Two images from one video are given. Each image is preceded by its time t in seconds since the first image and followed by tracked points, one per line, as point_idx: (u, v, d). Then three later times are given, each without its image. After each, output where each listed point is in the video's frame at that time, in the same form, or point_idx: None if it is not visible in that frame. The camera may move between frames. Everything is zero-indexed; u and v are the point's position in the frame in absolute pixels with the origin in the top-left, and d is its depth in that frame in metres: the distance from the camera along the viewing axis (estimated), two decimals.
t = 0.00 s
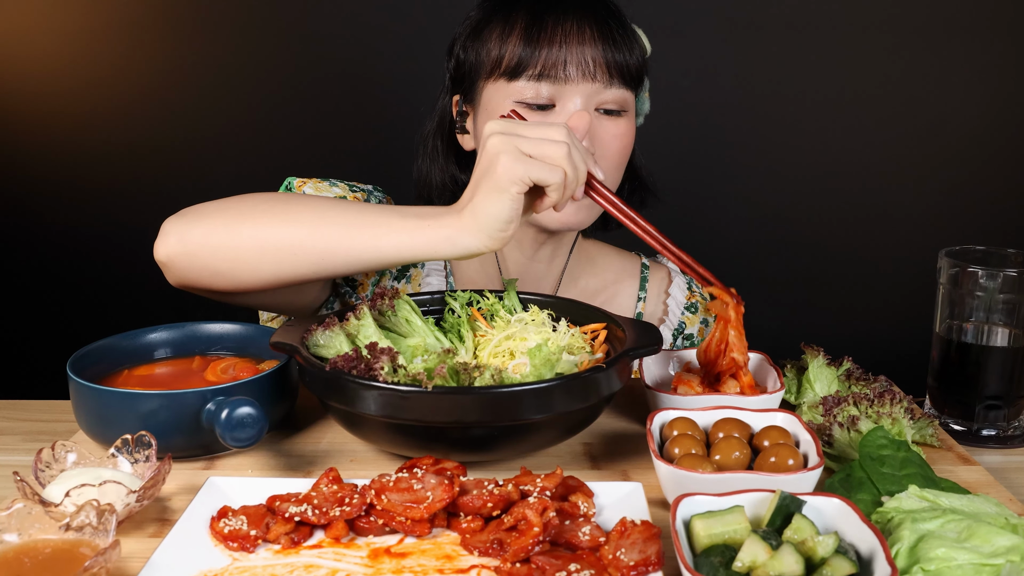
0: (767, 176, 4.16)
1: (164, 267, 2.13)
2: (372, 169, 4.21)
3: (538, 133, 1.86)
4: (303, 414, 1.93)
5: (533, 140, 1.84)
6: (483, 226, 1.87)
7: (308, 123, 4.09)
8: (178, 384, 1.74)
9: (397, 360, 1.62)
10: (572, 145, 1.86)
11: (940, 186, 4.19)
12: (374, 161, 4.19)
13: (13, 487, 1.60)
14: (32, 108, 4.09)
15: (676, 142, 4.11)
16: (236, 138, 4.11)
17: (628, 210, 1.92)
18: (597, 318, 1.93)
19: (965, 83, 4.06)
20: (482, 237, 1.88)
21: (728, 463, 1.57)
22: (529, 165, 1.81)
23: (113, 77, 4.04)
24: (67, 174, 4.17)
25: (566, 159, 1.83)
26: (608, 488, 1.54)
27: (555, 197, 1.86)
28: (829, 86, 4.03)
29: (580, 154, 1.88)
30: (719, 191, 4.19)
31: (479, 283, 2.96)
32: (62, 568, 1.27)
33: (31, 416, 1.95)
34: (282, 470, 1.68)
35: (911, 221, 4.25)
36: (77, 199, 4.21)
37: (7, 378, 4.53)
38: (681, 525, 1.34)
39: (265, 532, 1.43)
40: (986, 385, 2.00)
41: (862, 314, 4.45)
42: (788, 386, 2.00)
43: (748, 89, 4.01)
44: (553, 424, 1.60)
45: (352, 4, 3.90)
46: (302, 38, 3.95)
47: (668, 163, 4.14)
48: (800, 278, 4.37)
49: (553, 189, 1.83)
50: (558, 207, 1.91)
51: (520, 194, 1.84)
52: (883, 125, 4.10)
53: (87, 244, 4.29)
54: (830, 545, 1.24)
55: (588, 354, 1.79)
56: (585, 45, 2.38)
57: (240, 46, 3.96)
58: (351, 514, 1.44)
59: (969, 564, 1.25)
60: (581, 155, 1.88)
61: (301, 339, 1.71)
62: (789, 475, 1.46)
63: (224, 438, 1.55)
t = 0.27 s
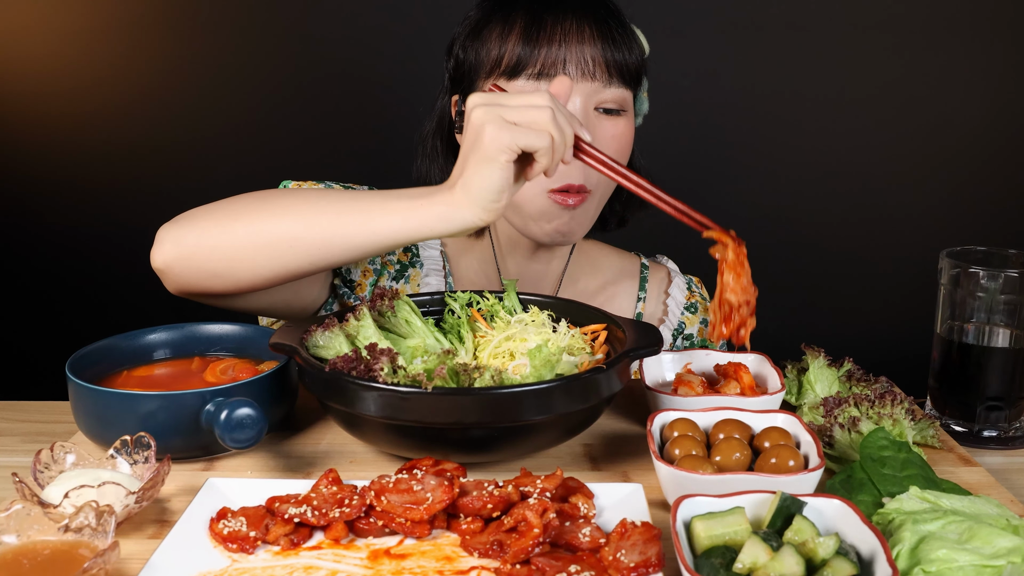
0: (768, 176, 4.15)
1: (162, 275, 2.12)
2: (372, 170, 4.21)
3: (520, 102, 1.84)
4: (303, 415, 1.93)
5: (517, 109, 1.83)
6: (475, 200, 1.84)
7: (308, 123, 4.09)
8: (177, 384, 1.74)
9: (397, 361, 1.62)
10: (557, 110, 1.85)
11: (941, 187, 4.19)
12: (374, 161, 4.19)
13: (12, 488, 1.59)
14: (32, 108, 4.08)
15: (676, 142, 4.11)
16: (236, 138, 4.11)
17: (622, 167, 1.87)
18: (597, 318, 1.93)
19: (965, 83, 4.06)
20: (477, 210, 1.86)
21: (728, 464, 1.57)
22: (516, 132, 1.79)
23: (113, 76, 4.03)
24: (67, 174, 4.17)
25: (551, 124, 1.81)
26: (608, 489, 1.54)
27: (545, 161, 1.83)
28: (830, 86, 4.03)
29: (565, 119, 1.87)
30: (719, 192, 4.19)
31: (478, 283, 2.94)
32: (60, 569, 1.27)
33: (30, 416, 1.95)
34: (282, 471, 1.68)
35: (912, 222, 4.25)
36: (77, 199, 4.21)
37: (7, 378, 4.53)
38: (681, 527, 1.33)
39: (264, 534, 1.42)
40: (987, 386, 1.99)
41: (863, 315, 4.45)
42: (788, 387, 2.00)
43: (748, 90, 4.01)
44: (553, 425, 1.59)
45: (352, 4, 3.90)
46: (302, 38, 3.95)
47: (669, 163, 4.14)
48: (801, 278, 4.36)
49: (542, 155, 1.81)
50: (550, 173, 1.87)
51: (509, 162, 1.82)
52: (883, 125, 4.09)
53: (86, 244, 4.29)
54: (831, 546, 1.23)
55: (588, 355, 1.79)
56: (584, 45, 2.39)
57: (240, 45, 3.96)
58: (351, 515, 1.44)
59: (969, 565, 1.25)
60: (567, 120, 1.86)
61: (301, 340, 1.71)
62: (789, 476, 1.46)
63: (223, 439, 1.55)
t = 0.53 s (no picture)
0: (768, 176, 4.15)
1: (157, 273, 2.12)
2: (372, 170, 4.21)
3: (529, 141, 1.84)
4: (302, 416, 1.92)
5: (524, 145, 1.83)
6: (474, 234, 1.85)
7: (308, 123, 4.09)
8: (177, 385, 1.74)
9: (396, 362, 1.62)
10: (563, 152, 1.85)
11: (941, 187, 4.18)
12: (374, 162, 4.19)
13: (11, 489, 1.59)
14: (32, 108, 4.08)
15: (676, 142, 4.11)
16: (236, 138, 4.10)
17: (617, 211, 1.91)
18: (597, 319, 1.92)
19: (967, 83, 4.05)
20: (474, 245, 1.87)
21: (729, 465, 1.56)
22: (520, 171, 1.80)
23: (113, 77, 4.03)
24: (67, 174, 4.17)
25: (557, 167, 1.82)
26: (608, 490, 1.54)
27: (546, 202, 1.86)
28: (830, 86, 4.03)
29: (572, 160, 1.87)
30: (719, 192, 4.18)
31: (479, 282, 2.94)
32: (59, 571, 1.27)
33: (29, 417, 1.94)
34: (281, 472, 1.67)
35: (913, 222, 4.24)
36: (77, 199, 4.20)
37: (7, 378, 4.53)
38: (681, 528, 1.33)
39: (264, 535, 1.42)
40: (989, 388, 1.99)
41: (863, 316, 4.44)
42: (789, 388, 1.99)
43: (749, 90, 4.01)
44: (553, 426, 1.59)
45: (352, 4, 3.89)
46: (302, 38, 3.95)
47: (669, 163, 4.13)
48: (801, 279, 4.36)
49: (544, 195, 1.83)
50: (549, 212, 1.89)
51: (511, 201, 1.83)
52: (884, 125, 4.09)
53: (86, 244, 4.29)
54: (832, 547, 1.23)
55: (588, 356, 1.78)
56: (578, 46, 2.38)
57: (240, 46, 3.96)
58: (350, 517, 1.43)
59: (970, 566, 1.24)
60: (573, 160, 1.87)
61: (300, 340, 1.71)
62: (790, 477, 1.45)
63: (222, 440, 1.55)
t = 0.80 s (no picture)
0: (769, 177, 4.15)
1: (144, 288, 2.11)
2: (372, 171, 4.20)
3: (482, 84, 1.78)
4: (301, 417, 1.92)
5: (479, 90, 1.77)
6: (444, 186, 1.82)
7: (309, 124, 4.09)
8: (176, 386, 1.74)
9: (396, 363, 1.62)
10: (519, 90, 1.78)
11: (942, 187, 4.18)
12: (374, 162, 4.19)
13: (9, 490, 1.59)
14: (32, 108, 4.08)
15: (677, 142, 4.10)
16: (237, 138, 4.10)
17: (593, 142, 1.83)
18: (597, 320, 1.92)
19: (968, 84, 4.05)
20: (448, 197, 1.83)
21: (729, 466, 1.56)
22: (476, 116, 1.76)
23: (113, 76, 4.03)
24: (67, 175, 4.16)
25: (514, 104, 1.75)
26: (608, 491, 1.53)
27: (510, 140, 1.78)
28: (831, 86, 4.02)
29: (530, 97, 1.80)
30: (720, 193, 4.18)
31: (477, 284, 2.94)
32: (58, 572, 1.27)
33: (28, 418, 1.94)
34: (280, 473, 1.67)
35: (913, 223, 4.24)
36: (77, 200, 4.20)
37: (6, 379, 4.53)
38: (682, 530, 1.32)
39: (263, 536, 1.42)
40: (990, 389, 1.98)
41: (864, 316, 4.44)
42: (789, 389, 1.99)
43: (749, 90, 4.00)
44: (553, 428, 1.59)
45: (352, 5, 3.89)
46: (302, 38, 3.95)
47: (669, 164, 4.13)
48: (801, 280, 4.36)
49: (505, 136, 1.76)
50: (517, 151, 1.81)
51: (474, 146, 1.79)
52: (884, 126, 4.09)
53: (86, 245, 4.29)
54: (832, 548, 1.23)
55: (588, 357, 1.78)
56: (556, 42, 2.40)
57: (241, 46, 3.96)
58: (350, 518, 1.43)
59: (971, 568, 1.24)
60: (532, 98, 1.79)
61: (300, 341, 1.71)
62: (791, 479, 1.45)
63: (222, 442, 1.54)
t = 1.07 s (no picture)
0: (769, 177, 4.14)
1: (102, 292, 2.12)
2: (372, 172, 4.20)
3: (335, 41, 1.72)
4: (301, 418, 1.92)
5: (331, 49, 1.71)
6: (310, 149, 1.80)
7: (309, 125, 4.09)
8: (175, 387, 1.74)
9: (396, 364, 1.61)
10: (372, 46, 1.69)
11: (943, 188, 4.18)
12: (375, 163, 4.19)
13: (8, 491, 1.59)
14: (32, 109, 4.08)
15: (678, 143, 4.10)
16: (237, 139, 4.10)
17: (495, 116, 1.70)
18: (598, 321, 1.92)
19: (969, 84, 4.04)
20: (316, 160, 1.82)
21: (730, 467, 1.56)
22: (323, 76, 1.71)
23: (114, 77, 4.03)
24: (67, 176, 4.16)
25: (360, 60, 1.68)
26: (608, 492, 1.53)
27: (368, 97, 1.69)
28: (831, 87, 4.02)
29: (388, 51, 1.71)
30: (721, 194, 4.17)
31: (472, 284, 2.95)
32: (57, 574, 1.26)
33: (28, 419, 1.94)
34: (280, 475, 1.67)
35: (914, 224, 4.23)
36: (77, 201, 4.20)
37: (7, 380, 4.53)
38: (682, 531, 1.32)
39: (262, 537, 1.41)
40: (991, 389, 1.98)
41: (864, 317, 4.43)
42: (790, 390, 1.98)
43: (750, 91, 4.00)
44: (554, 429, 1.58)
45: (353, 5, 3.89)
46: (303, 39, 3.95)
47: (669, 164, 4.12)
48: (802, 281, 4.35)
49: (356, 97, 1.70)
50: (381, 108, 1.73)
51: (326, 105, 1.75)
52: (885, 127, 4.08)
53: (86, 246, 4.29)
54: (833, 550, 1.22)
55: (588, 358, 1.78)
56: (547, 45, 2.39)
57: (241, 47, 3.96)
58: (350, 520, 1.42)
59: (973, 570, 1.23)
60: (390, 53, 1.70)
61: (298, 342, 1.71)
62: (791, 480, 1.45)
63: (221, 442, 1.54)
